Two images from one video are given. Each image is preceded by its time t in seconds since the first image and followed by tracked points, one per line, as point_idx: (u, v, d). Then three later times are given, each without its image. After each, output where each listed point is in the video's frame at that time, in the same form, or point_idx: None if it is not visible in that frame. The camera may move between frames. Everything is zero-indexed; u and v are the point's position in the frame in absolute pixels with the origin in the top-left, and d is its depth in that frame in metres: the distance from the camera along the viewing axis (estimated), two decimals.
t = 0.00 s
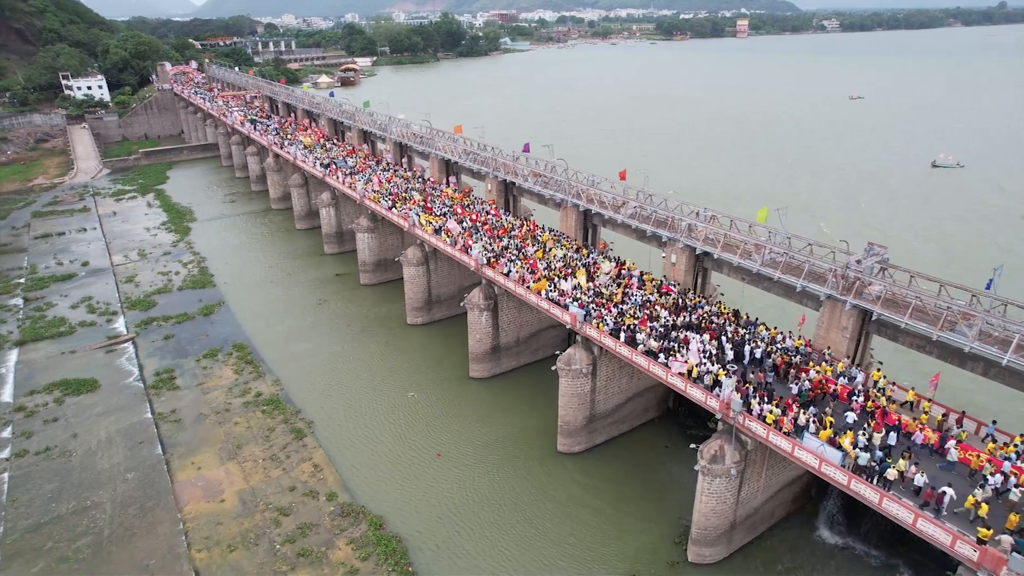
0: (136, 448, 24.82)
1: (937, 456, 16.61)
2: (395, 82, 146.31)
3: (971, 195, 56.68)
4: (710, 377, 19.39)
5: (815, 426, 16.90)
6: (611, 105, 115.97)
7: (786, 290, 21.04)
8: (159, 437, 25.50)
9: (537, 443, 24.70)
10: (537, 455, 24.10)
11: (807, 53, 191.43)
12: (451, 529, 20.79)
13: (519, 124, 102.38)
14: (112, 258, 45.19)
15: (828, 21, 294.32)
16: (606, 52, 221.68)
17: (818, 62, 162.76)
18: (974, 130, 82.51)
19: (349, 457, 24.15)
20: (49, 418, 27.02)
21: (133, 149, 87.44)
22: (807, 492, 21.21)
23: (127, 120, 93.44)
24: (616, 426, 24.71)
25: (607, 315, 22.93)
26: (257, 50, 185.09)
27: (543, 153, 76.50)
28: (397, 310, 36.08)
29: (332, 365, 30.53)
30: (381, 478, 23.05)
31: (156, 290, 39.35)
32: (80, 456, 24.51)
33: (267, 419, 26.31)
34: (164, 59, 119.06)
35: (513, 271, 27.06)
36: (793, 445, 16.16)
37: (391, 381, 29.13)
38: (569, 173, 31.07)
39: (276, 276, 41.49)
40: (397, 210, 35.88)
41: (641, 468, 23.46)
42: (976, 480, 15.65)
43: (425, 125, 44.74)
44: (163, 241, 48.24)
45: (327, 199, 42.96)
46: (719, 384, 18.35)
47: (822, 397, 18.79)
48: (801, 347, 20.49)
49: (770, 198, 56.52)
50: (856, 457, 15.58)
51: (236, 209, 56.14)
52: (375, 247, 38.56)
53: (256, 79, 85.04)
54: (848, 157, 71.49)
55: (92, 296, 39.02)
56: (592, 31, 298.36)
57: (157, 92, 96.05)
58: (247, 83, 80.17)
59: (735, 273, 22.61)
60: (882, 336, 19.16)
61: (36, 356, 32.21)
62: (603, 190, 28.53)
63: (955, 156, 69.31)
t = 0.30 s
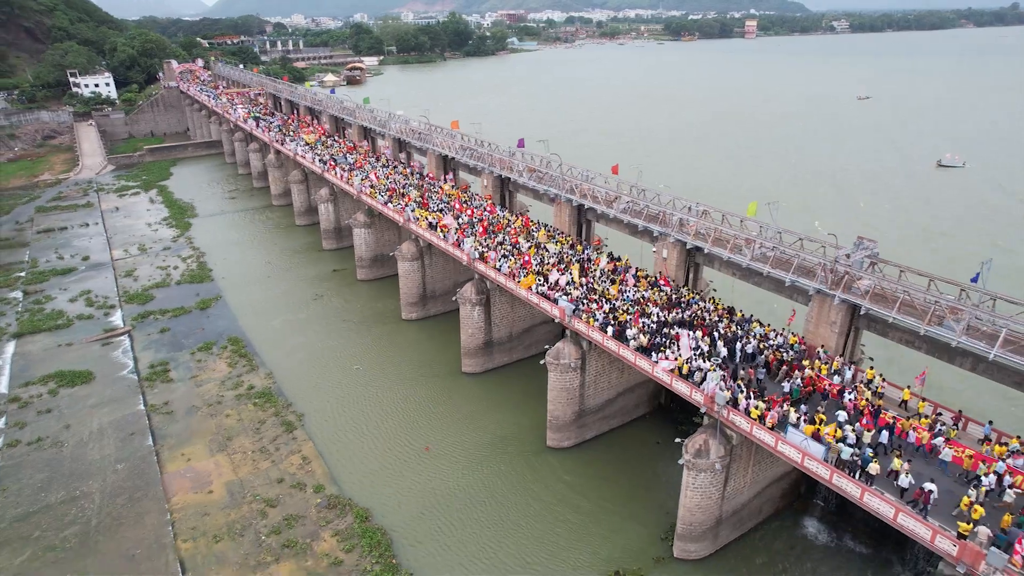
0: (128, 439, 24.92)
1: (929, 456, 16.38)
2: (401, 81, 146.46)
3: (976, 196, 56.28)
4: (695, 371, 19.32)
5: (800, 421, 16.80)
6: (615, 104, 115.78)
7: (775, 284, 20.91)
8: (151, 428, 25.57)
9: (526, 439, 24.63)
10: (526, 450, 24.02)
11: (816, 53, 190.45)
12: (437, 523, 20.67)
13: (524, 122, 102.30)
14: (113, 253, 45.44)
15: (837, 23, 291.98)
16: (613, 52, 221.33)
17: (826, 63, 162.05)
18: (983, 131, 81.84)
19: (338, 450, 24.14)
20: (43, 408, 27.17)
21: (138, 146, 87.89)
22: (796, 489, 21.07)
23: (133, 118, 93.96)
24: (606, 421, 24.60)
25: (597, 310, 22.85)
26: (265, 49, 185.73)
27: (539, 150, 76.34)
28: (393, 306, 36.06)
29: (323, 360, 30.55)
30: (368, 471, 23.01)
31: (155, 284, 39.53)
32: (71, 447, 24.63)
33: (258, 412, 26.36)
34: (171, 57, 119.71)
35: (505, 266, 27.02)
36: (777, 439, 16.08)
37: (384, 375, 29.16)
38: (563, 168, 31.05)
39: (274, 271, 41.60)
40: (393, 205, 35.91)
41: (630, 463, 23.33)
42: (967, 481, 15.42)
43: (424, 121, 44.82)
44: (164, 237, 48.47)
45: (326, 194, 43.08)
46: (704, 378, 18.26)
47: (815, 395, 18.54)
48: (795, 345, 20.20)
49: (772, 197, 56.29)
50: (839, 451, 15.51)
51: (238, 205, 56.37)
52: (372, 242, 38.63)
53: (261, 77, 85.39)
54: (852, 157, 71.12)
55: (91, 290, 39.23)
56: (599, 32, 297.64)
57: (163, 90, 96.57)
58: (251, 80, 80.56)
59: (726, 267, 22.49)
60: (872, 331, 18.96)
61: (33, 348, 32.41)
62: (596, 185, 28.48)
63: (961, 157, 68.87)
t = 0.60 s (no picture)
0: (119, 431, 24.96)
1: (917, 451, 16.24)
2: (405, 80, 146.55)
3: (979, 196, 55.95)
4: (682, 366, 19.21)
5: (786, 415, 16.70)
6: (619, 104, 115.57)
7: (765, 278, 20.78)
8: (142, 420, 25.62)
9: (516, 434, 24.53)
10: (515, 445, 23.94)
11: (823, 53, 189.70)
12: (423, 518, 20.57)
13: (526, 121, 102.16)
14: (112, 248, 45.62)
15: (844, 24, 290.22)
16: (619, 53, 220.94)
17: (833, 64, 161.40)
18: (988, 132, 81.33)
19: (327, 443, 24.11)
20: (35, 400, 27.27)
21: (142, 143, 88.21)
22: (785, 486, 20.90)
23: (137, 115, 94.33)
24: (596, 416, 24.51)
25: (586, 304, 22.73)
26: (270, 49, 186.24)
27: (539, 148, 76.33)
28: (388, 301, 36.08)
29: (315, 354, 30.52)
30: (356, 464, 22.98)
31: (152, 279, 39.64)
32: (62, 438, 24.71)
33: (249, 405, 26.38)
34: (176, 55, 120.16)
35: (496, 260, 26.92)
36: (760, 433, 16.00)
37: (376, 370, 29.08)
38: (557, 163, 30.98)
39: (272, 267, 41.68)
40: (388, 201, 35.91)
41: (619, 459, 23.22)
42: (954, 477, 15.31)
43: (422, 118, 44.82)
44: (163, 232, 48.62)
45: (323, 190, 43.12)
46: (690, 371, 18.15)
47: (804, 390, 18.35)
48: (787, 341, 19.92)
49: (773, 196, 56.05)
50: (822, 444, 15.43)
51: (238, 201, 56.55)
52: (369, 238, 38.63)
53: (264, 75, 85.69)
54: (855, 157, 70.78)
55: (89, 284, 39.36)
56: (605, 32, 297.15)
57: (167, 88, 96.92)
58: (254, 78, 80.79)
59: (717, 261, 22.35)
60: (862, 326, 18.80)
61: (29, 340, 32.56)
62: (590, 180, 28.40)
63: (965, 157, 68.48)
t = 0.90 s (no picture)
0: (112, 424, 25.01)
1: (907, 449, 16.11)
2: (410, 79, 146.68)
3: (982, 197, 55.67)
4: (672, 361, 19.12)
5: (775, 410, 16.61)
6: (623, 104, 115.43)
7: (758, 274, 20.67)
8: (135, 413, 25.66)
9: (508, 430, 24.43)
10: (506, 441, 23.84)
11: (831, 54, 188.92)
12: (409, 512, 20.50)
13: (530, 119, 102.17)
14: (111, 243, 45.75)
15: (851, 25, 288.31)
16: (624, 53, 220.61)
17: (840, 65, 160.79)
18: (994, 133, 80.96)
19: (319, 437, 24.11)
20: (30, 393, 27.37)
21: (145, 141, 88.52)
22: (777, 483, 20.76)
23: (141, 113, 94.66)
24: (589, 412, 24.42)
25: (579, 299, 22.66)
26: (276, 47, 186.70)
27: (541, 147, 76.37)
28: (385, 297, 36.07)
29: (308, 350, 30.46)
30: (347, 458, 22.95)
31: (150, 274, 39.75)
32: (55, 430, 24.78)
33: (242, 399, 26.41)
34: (182, 53, 120.61)
35: (489, 255, 26.89)
36: (747, 427, 15.93)
37: (370, 366, 29.04)
38: (554, 159, 30.96)
39: (270, 263, 41.74)
40: (385, 197, 35.93)
41: (611, 455, 23.12)
42: (945, 475, 15.19)
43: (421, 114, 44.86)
44: (163, 228, 48.75)
45: (322, 186, 43.16)
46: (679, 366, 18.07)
47: (796, 387, 18.19)
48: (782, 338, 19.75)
49: (775, 196, 55.90)
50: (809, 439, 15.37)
51: (239, 197, 56.71)
52: (366, 234, 38.63)
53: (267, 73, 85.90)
54: (859, 157, 70.50)
55: (88, 279, 39.49)
56: (611, 32, 296.67)
57: (172, 85, 97.25)
58: (258, 76, 81.01)
59: (710, 257, 22.27)
60: (854, 322, 18.67)
61: (26, 334, 32.69)
62: (585, 176, 28.36)
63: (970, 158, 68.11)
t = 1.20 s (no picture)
0: (105, 416, 25.09)
1: (898, 447, 15.94)
2: (415, 79, 146.85)
3: (986, 198, 55.32)
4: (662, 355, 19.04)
5: (763, 406, 16.51)
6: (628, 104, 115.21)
7: (750, 269, 20.57)
8: (129, 405, 25.74)
9: (500, 427, 24.32)
10: (497, 437, 23.79)
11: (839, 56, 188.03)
12: (396, 507, 20.43)
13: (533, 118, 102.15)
14: (112, 238, 45.95)
15: (859, 26, 286.36)
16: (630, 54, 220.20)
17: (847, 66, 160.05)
18: (1000, 134, 80.57)
19: (311, 431, 24.10)
20: (26, 384, 27.49)
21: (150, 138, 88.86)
22: (768, 481, 20.60)
23: (147, 110, 95.03)
24: (581, 408, 24.34)
25: (571, 293, 22.58)
26: (282, 47, 187.27)
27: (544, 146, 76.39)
28: (382, 293, 36.09)
29: (304, 345, 30.47)
30: (338, 453, 22.91)
31: (150, 269, 39.89)
32: (49, 421, 24.88)
33: (236, 392, 26.45)
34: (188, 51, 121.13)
35: (483, 249, 26.87)
36: (734, 421, 15.84)
37: (365, 361, 28.99)
38: (550, 155, 30.96)
39: (269, 258, 41.83)
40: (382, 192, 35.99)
41: (602, 451, 23.02)
42: (936, 472, 15.01)
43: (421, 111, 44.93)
44: (164, 224, 48.93)
45: (321, 182, 43.22)
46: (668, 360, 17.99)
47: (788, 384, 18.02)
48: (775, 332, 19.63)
49: (777, 196, 55.70)
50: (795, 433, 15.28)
51: (241, 194, 56.89)
52: (364, 230, 38.65)
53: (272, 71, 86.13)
54: (863, 158, 70.18)
55: (88, 273, 39.65)
56: (618, 33, 296.27)
57: (177, 83, 97.62)
58: (262, 73, 81.29)
59: (703, 252, 22.18)
60: (846, 318, 18.53)
61: (25, 326, 32.86)
62: (581, 172, 28.32)
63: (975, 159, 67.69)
